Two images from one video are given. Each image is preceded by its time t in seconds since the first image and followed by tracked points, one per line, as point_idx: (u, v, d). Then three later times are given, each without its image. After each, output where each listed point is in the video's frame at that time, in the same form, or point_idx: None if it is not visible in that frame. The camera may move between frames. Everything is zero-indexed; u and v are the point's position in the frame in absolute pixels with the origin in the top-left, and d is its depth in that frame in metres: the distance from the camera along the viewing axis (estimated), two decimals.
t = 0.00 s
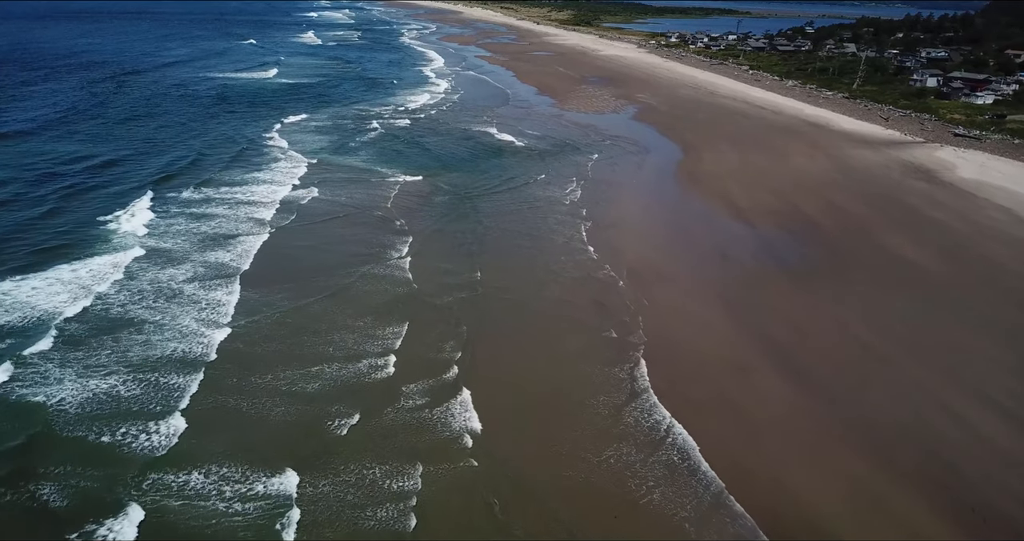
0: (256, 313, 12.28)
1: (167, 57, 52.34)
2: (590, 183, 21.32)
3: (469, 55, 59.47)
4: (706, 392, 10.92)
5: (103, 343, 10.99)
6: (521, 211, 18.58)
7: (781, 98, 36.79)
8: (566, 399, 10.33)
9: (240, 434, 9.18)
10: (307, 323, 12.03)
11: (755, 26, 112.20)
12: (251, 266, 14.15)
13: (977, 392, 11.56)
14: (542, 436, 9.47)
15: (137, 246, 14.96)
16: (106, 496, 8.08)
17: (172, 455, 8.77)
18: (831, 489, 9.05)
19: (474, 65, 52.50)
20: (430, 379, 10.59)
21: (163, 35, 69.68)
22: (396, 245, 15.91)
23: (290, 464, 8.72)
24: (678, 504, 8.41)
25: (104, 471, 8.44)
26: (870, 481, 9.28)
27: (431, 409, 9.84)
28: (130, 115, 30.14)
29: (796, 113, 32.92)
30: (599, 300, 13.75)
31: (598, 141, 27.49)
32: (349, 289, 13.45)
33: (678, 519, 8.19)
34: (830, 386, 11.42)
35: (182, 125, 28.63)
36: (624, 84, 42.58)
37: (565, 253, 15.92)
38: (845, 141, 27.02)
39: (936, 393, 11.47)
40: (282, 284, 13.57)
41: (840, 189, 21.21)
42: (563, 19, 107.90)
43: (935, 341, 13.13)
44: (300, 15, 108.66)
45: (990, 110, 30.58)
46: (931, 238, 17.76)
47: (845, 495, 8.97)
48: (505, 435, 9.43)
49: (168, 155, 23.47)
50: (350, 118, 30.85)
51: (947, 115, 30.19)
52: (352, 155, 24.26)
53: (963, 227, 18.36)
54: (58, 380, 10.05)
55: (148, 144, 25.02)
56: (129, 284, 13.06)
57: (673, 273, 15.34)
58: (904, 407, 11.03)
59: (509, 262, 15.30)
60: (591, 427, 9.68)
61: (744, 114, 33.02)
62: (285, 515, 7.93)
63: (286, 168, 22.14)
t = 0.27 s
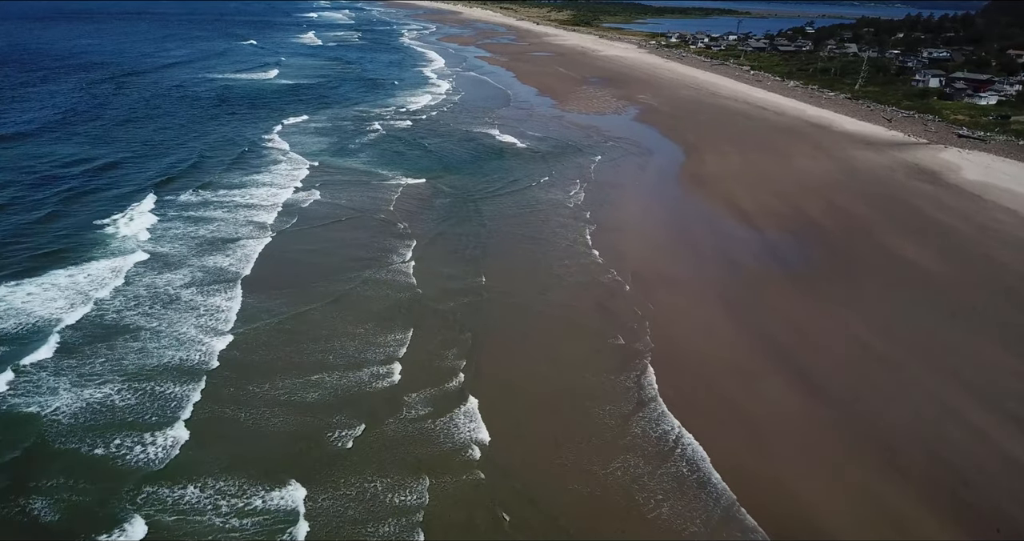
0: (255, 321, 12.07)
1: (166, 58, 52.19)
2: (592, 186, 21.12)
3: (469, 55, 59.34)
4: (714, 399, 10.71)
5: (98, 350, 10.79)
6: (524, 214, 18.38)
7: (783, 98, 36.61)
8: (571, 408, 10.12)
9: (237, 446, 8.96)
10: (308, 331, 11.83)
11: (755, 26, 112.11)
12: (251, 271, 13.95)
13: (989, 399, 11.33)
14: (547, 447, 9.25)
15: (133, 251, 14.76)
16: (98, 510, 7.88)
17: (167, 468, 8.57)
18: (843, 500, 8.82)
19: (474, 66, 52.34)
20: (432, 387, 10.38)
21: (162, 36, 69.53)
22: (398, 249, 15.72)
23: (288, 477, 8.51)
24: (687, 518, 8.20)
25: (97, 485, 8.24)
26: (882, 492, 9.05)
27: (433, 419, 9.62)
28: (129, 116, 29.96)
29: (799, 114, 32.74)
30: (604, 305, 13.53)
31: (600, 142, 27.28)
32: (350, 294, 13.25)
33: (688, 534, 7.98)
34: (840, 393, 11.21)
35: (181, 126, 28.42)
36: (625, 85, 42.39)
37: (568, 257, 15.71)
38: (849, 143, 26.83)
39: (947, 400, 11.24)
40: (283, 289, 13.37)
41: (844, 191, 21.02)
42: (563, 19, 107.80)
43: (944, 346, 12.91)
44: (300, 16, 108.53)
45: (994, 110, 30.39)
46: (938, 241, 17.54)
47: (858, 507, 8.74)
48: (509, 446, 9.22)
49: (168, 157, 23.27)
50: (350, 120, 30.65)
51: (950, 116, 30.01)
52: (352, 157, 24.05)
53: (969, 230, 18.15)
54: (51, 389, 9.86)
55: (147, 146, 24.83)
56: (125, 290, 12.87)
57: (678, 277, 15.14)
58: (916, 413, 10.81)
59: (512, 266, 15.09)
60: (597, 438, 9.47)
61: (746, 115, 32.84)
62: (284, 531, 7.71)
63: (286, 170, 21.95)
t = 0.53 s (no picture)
0: (255, 327, 11.88)
1: (166, 59, 52.00)
2: (595, 188, 20.92)
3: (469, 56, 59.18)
4: (722, 406, 10.50)
5: (92, 359, 10.58)
6: (526, 217, 18.18)
7: (785, 99, 36.43)
8: (577, 418, 9.92)
9: (236, 458, 8.75)
10: (309, 338, 11.63)
11: (755, 26, 111.91)
12: (250, 276, 13.74)
13: (1000, 404, 11.12)
14: (553, 458, 9.04)
15: (131, 256, 14.56)
16: (90, 527, 7.67)
17: (162, 481, 8.35)
18: (855, 511, 8.61)
19: (474, 66, 52.14)
20: (435, 396, 10.17)
21: (161, 37, 69.29)
22: (399, 253, 15.52)
23: (288, 491, 8.31)
24: (697, 533, 8.00)
25: (89, 499, 8.03)
26: (895, 502, 8.84)
27: (436, 429, 9.42)
28: (127, 118, 29.76)
29: (801, 114, 32.55)
30: (608, 310, 13.34)
31: (601, 144, 27.08)
32: (352, 300, 13.05)
33: None
34: (851, 398, 11.00)
35: (181, 128, 28.22)
36: (625, 85, 42.17)
37: (572, 261, 15.52)
38: (852, 144, 26.64)
39: (958, 405, 11.03)
40: (283, 295, 13.17)
41: (849, 193, 20.83)
42: (562, 19, 107.61)
43: (954, 351, 12.70)
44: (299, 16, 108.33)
45: (998, 111, 30.21)
46: (945, 243, 17.33)
47: (871, 518, 8.52)
48: (514, 457, 9.01)
49: (167, 159, 23.06)
50: (349, 121, 30.44)
51: (954, 117, 29.83)
52: (352, 159, 23.84)
53: (975, 233, 17.96)
54: (43, 399, 9.65)
55: (145, 148, 24.62)
56: (121, 295, 12.66)
57: (682, 281, 14.95)
58: (928, 418, 10.60)
59: (515, 270, 14.90)
60: (603, 449, 9.27)
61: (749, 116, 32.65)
62: None
63: (286, 172, 21.74)
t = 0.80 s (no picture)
0: (253, 335, 11.64)
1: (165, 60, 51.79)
2: (597, 191, 20.68)
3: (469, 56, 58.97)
4: (731, 416, 10.28)
5: (85, 368, 10.35)
6: (528, 221, 17.95)
7: (787, 100, 36.22)
8: (582, 431, 9.67)
9: (232, 473, 8.51)
10: (309, 346, 11.41)
11: (754, 26, 111.76)
12: (249, 282, 13.52)
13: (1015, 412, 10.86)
14: (559, 473, 8.80)
15: (128, 261, 14.33)
16: None
17: (155, 498, 8.12)
18: (868, 526, 8.38)
19: (474, 67, 51.93)
20: (437, 408, 9.92)
21: (160, 37, 69.07)
22: (400, 258, 15.30)
23: (286, 509, 8.06)
24: None
25: (79, 517, 7.79)
26: (909, 516, 8.59)
27: (438, 442, 9.17)
28: (126, 119, 29.53)
29: (804, 115, 32.34)
30: (613, 316, 13.11)
31: (603, 145, 26.85)
32: (352, 307, 12.83)
33: None
34: (863, 407, 10.77)
35: (180, 130, 28.00)
36: (626, 86, 41.94)
37: (575, 265, 15.29)
38: (856, 145, 26.43)
39: (973, 414, 10.75)
40: (282, 301, 12.95)
41: (854, 195, 20.61)
42: (562, 19, 107.41)
43: (964, 357, 12.47)
44: (299, 17, 108.12)
45: (1002, 112, 29.97)
46: (952, 247, 17.10)
47: (884, 533, 8.30)
48: (519, 472, 8.77)
49: (166, 162, 22.83)
50: (349, 123, 30.21)
51: (958, 118, 29.62)
52: (352, 161, 23.61)
53: (982, 236, 17.72)
54: (34, 410, 9.41)
55: (143, 150, 24.39)
56: (116, 303, 12.41)
57: (688, 286, 14.72)
58: (943, 427, 10.37)
59: (517, 276, 14.67)
60: (610, 463, 9.02)
61: (751, 117, 32.44)
62: None
63: (285, 175, 21.51)
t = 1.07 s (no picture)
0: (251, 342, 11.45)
1: (164, 61, 51.59)
2: (599, 193, 20.49)
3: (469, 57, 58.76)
4: (738, 424, 10.09)
5: (78, 377, 10.16)
6: (530, 224, 17.76)
7: (788, 100, 36.02)
8: (587, 442, 9.49)
9: (228, 486, 8.31)
10: (308, 354, 11.23)
11: (754, 26, 111.54)
12: (247, 287, 13.33)
13: None
14: (564, 485, 8.62)
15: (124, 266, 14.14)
16: None
17: (149, 512, 7.92)
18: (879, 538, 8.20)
19: (474, 68, 51.70)
20: (438, 417, 9.73)
21: (159, 38, 68.83)
22: (401, 262, 15.10)
23: (283, 524, 7.87)
24: None
25: (69, 532, 7.60)
26: (921, 528, 8.40)
27: (439, 454, 8.98)
28: (124, 120, 29.34)
29: (806, 116, 32.17)
30: (617, 321, 12.90)
31: (604, 146, 26.64)
32: (352, 313, 12.64)
33: None
34: (873, 414, 10.56)
35: (179, 131, 27.81)
36: (627, 87, 41.76)
37: (578, 269, 15.09)
38: (860, 147, 26.23)
39: (983, 421, 10.57)
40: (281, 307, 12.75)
41: (858, 197, 20.41)
42: (562, 19, 107.16)
43: (974, 362, 12.28)
44: (299, 17, 107.91)
45: (1005, 113, 29.79)
46: (959, 250, 16.92)
47: None
48: (523, 483, 8.59)
49: (164, 164, 22.63)
50: (348, 124, 30.02)
51: (961, 118, 29.43)
52: (351, 163, 23.40)
53: (989, 238, 17.54)
54: (25, 420, 9.22)
55: (141, 152, 24.21)
56: (111, 309, 12.22)
57: (693, 289, 14.51)
58: (955, 434, 10.17)
59: (519, 280, 14.48)
60: (615, 474, 8.84)
61: (753, 117, 32.26)
62: None
63: (284, 177, 21.32)
